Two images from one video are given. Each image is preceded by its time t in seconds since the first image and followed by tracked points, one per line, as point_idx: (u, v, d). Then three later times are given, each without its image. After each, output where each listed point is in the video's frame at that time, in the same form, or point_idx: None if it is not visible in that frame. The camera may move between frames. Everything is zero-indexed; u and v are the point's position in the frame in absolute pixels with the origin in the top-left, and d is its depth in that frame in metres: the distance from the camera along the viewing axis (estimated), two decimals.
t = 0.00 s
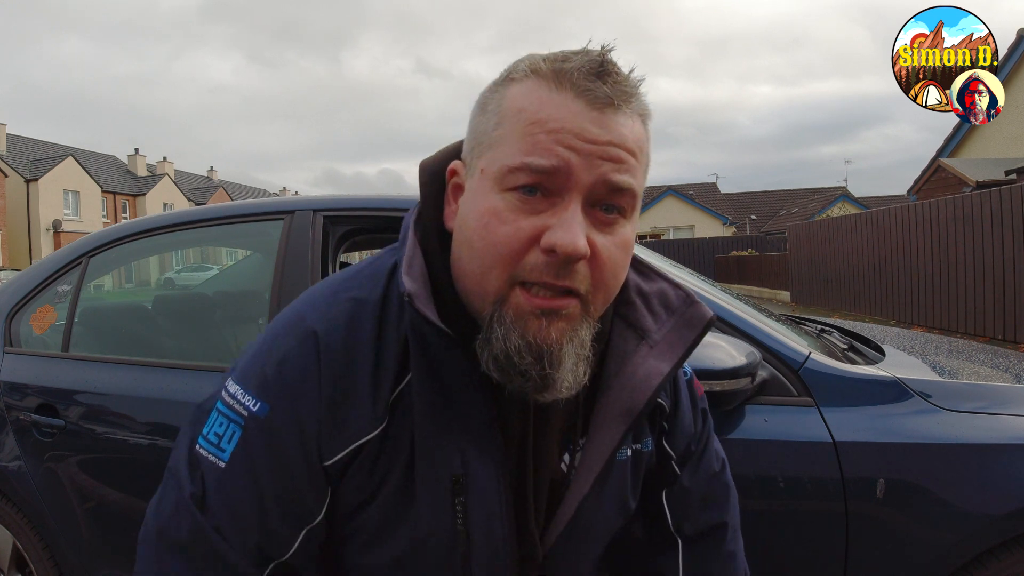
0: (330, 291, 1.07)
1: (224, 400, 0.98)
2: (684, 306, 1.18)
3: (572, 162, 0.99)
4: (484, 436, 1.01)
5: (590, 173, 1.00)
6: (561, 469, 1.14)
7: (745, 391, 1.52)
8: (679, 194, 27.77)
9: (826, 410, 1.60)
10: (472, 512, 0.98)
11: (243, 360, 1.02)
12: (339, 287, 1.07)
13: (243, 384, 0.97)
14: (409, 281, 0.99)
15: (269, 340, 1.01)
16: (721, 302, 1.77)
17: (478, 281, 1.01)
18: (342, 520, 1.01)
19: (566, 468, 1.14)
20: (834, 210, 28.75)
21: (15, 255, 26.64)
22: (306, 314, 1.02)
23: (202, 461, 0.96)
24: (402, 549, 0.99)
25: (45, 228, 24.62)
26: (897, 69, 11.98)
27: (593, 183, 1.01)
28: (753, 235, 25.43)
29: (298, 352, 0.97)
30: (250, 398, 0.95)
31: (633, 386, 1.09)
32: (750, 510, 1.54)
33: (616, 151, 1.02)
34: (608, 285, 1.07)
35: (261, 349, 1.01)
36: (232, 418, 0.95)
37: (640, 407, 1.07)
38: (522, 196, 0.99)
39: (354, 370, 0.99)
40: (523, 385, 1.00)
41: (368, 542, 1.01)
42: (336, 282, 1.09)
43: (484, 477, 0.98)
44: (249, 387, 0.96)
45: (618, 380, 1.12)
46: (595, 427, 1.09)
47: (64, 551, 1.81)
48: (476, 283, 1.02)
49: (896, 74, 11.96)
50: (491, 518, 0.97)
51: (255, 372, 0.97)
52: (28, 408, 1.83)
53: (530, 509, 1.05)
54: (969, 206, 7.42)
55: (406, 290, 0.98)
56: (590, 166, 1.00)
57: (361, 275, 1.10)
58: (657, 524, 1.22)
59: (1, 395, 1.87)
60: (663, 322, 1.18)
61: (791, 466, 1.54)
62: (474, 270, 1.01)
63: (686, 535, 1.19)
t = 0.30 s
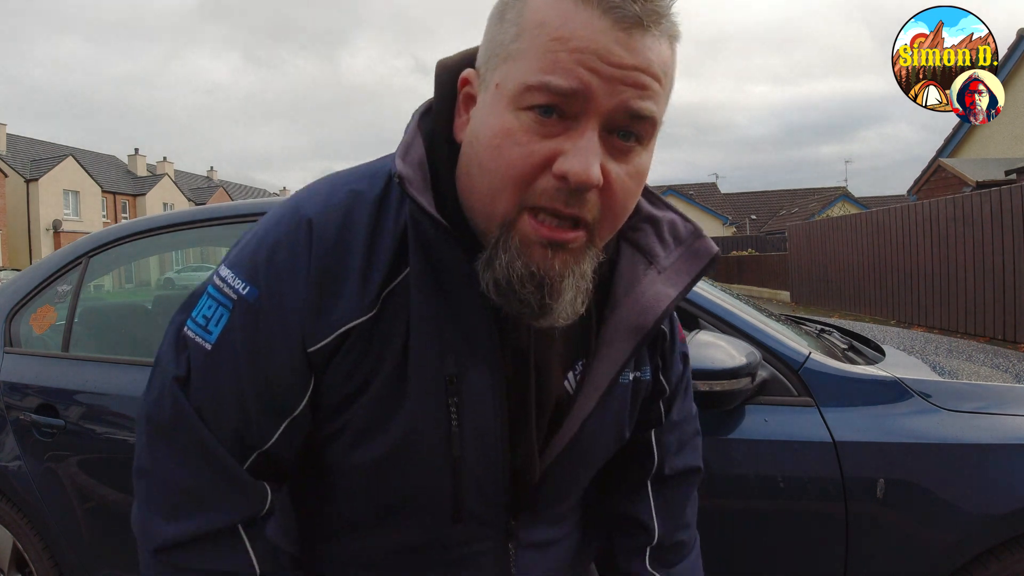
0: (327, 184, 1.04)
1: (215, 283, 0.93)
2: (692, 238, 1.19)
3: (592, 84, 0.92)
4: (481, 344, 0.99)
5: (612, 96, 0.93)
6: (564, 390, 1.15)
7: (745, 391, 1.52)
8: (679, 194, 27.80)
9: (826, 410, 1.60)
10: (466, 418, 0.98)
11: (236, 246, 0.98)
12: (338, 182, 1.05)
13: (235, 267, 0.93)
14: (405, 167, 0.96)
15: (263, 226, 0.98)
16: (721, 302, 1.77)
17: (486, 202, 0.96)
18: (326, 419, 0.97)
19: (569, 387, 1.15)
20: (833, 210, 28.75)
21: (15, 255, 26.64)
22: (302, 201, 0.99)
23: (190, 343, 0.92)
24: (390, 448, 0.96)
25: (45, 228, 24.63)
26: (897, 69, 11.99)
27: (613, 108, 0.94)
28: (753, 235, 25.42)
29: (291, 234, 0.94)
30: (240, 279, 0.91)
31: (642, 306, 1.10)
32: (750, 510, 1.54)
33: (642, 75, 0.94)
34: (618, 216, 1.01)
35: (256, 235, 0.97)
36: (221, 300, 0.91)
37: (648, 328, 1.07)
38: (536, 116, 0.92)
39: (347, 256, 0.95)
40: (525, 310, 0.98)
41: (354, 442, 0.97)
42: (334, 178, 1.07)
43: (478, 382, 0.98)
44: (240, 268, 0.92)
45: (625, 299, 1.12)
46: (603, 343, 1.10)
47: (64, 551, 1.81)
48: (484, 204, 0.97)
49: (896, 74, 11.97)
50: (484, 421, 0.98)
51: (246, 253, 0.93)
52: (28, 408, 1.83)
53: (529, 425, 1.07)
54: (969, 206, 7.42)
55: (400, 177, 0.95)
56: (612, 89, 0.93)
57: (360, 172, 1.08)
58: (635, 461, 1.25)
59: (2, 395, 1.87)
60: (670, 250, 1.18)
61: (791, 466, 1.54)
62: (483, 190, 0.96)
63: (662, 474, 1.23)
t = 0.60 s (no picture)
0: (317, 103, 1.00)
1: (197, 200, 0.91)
2: (692, 175, 1.16)
3: (593, 14, 0.85)
4: (471, 269, 0.93)
5: (613, 27, 0.86)
6: (558, 325, 1.08)
7: (745, 391, 1.52)
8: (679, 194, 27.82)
9: (826, 410, 1.60)
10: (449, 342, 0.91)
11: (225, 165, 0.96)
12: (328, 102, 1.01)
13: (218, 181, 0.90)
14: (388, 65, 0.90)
15: (250, 143, 0.95)
16: (721, 302, 1.77)
17: (477, 136, 0.90)
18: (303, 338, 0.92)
19: (565, 319, 1.09)
20: (833, 210, 28.74)
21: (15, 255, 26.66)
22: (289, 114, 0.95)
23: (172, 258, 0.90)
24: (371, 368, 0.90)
25: (45, 228, 24.63)
26: (897, 69, 11.99)
27: (614, 40, 0.87)
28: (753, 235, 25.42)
29: (276, 149, 0.91)
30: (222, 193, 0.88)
31: (641, 238, 1.08)
32: (750, 510, 1.54)
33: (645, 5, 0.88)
34: (616, 155, 0.97)
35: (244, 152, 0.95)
36: (202, 214, 0.89)
37: (648, 259, 1.05)
38: (532, 49, 0.85)
39: (330, 171, 0.91)
40: (519, 244, 0.94)
41: (332, 362, 0.92)
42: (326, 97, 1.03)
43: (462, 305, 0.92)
44: (223, 183, 0.89)
45: (625, 231, 1.09)
46: (602, 274, 1.07)
47: (64, 551, 1.82)
48: (474, 138, 0.90)
49: (896, 74, 11.97)
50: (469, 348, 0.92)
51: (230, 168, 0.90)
52: (28, 408, 1.83)
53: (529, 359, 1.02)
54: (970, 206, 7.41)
55: (381, 80, 0.88)
56: (613, 20, 0.86)
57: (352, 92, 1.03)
58: (632, 405, 1.23)
59: (2, 395, 1.87)
60: (671, 188, 1.16)
61: (791, 466, 1.54)
62: (473, 123, 0.89)
63: (657, 417, 1.22)
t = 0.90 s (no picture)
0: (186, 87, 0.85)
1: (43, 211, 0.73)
2: (614, 146, 1.19)
3: None
4: (384, 274, 0.87)
5: (534, 8, 0.80)
6: (489, 326, 1.08)
7: (745, 391, 1.53)
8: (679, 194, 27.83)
9: (826, 410, 1.60)
10: (368, 360, 0.85)
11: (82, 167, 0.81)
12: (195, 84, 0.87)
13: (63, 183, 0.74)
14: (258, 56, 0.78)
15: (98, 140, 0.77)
16: (721, 302, 1.77)
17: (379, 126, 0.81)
18: (193, 375, 0.81)
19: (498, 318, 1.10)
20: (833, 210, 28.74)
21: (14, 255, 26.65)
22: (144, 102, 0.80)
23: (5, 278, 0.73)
24: (289, 404, 0.82)
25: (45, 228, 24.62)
26: (897, 69, 11.99)
27: (534, 22, 0.81)
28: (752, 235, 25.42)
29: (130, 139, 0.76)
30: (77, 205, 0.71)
31: (571, 219, 1.09)
32: (750, 510, 1.54)
33: None
34: (533, 146, 0.91)
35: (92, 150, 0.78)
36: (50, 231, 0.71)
37: (581, 241, 1.07)
38: (441, 27, 0.78)
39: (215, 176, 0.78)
40: (424, 254, 0.87)
41: (231, 399, 0.82)
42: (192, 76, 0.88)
43: (381, 317, 0.86)
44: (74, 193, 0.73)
45: (552, 214, 1.10)
46: (535, 262, 1.08)
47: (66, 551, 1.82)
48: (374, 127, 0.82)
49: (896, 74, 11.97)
50: (391, 363, 0.87)
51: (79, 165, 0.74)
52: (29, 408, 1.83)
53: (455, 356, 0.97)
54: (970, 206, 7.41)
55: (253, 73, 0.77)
56: None
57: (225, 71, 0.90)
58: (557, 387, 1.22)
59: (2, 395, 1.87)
60: (594, 161, 1.18)
61: (791, 466, 1.54)
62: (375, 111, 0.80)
63: (572, 389, 1.21)
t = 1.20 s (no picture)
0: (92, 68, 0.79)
1: None
2: (519, 107, 1.23)
3: None
4: (323, 238, 0.90)
5: None
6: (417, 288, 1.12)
7: (745, 391, 1.52)
8: (679, 194, 27.85)
9: (826, 410, 1.60)
10: (322, 347, 0.90)
11: None
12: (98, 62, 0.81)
13: None
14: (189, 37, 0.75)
15: None
16: (720, 302, 1.77)
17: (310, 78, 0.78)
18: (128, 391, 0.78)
19: (420, 289, 1.14)
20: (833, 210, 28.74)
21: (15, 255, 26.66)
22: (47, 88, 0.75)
23: None
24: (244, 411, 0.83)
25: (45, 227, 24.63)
26: (897, 69, 12.01)
27: None
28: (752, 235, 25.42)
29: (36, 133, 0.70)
30: None
31: (485, 183, 1.14)
32: (750, 509, 1.53)
33: None
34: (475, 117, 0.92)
35: None
36: None
37: (496, 206, 1.13)
38: None
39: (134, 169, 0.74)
40: (363, 221, 0.88)
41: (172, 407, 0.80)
42: (85, 52, 0.83)
43: (325, 298, 0.91)
44: None
45: (466, 177, 1.13)
46: (453, 226, 1.12)
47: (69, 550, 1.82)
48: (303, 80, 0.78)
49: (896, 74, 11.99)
50: (342, 339, 0.93)
51: None
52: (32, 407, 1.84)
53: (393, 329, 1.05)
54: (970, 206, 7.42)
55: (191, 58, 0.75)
56: None
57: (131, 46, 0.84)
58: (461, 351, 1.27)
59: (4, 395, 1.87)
60: (501, 122, 1.21)
61: (791, 466, 1.54)
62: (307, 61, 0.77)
63: (469, 345, 1.27)
